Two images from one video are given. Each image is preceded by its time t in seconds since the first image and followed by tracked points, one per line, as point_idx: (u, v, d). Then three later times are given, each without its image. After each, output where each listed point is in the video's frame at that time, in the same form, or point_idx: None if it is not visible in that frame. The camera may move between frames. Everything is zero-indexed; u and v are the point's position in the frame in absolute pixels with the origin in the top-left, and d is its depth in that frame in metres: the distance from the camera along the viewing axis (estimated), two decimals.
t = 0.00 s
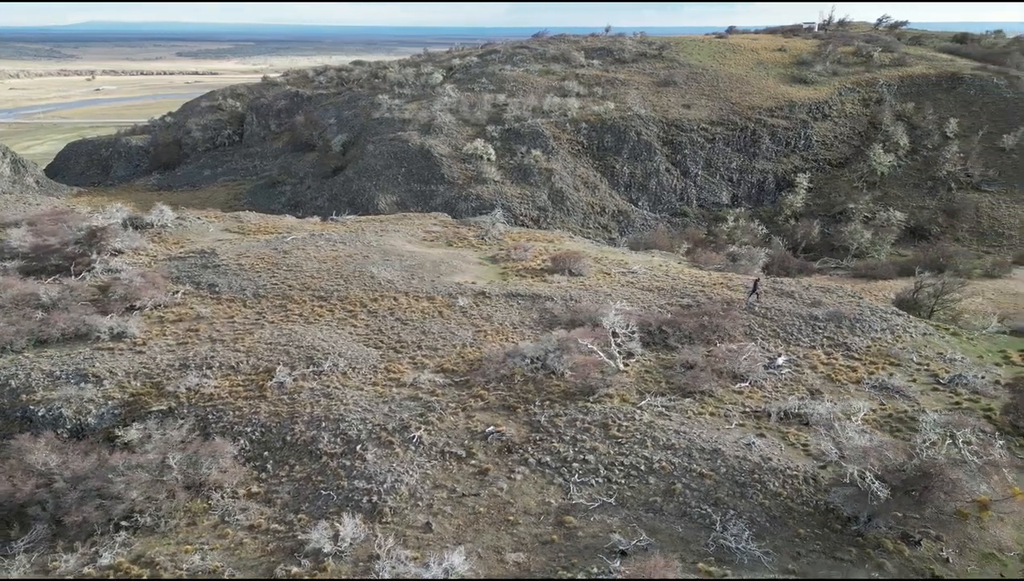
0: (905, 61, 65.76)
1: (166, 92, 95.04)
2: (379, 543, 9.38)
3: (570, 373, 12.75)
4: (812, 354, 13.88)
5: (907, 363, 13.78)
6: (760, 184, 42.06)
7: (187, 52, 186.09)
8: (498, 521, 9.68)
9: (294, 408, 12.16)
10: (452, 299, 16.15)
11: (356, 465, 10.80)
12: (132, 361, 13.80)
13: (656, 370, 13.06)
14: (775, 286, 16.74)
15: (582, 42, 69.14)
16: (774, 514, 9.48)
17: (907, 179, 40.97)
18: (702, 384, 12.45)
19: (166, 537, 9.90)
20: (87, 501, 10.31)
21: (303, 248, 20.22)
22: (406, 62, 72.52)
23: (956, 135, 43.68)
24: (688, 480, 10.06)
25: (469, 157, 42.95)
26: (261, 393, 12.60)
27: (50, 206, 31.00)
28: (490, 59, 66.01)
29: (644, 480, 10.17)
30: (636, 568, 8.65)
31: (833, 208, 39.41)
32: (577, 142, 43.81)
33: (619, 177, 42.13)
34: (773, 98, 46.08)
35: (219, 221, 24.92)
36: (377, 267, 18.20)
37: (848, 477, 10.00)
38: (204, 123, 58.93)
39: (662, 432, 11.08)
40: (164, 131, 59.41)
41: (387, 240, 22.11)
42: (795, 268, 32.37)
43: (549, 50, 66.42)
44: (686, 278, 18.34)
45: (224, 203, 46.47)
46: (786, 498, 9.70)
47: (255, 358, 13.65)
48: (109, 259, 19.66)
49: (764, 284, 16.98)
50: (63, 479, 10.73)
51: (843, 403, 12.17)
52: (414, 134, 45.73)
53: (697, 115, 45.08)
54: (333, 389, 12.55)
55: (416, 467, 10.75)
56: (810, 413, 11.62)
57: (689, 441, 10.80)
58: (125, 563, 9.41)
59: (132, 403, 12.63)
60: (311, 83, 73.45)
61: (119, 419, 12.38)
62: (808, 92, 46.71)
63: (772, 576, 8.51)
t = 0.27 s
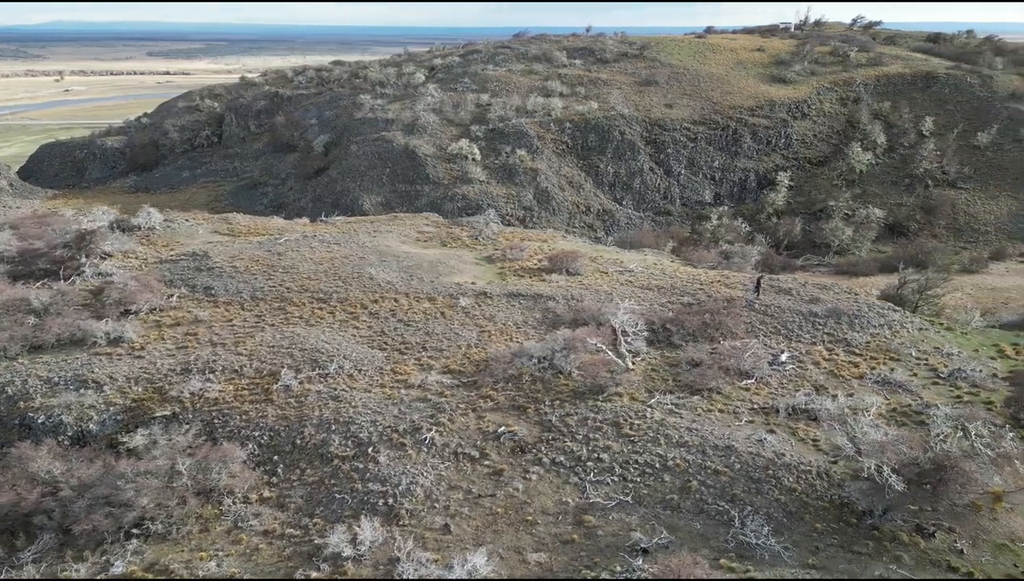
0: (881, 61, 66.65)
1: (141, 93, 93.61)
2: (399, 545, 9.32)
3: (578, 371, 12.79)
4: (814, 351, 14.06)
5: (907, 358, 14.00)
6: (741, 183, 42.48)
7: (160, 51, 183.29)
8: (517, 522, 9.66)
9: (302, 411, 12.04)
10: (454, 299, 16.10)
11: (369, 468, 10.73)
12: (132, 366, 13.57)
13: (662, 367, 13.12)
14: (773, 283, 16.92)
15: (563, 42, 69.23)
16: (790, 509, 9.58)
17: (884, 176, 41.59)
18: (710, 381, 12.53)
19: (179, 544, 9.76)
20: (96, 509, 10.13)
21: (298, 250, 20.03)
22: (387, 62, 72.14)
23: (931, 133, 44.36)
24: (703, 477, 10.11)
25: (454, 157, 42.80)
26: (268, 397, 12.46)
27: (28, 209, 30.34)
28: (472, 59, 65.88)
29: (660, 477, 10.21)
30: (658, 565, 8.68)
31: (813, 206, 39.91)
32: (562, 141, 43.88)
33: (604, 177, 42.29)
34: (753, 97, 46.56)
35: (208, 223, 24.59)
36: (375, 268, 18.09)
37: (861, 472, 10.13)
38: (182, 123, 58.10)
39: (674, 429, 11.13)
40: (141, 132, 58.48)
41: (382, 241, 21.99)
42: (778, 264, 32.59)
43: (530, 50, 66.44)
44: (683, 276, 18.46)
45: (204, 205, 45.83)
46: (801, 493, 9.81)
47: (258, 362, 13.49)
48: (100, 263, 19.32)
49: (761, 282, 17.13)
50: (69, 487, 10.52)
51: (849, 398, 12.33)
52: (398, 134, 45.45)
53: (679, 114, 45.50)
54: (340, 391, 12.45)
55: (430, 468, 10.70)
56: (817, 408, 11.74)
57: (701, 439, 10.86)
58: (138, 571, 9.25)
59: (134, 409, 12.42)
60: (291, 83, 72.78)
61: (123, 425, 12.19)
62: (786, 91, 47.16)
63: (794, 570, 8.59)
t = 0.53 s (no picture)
0: (854, 60, 67.65)
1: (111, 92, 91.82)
2: (423, 548, 9.28)
3: (587, 370, 12.83)
4: (815, 347, 14.25)
5: (905, 352, 14.27)
6: (721, 182, 42.90)
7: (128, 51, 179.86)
8: (539, 522, 9.66)
9: (312, 414, 11.92)
10: (456, 300, 16.06)
11: (385, 471, 10.66)
12: (132, 372, 13.31)
13: (670, 365, 13.21)
14: (770, 280, 17.12)
15: (542, 42, 69.31)
16: (808, 503, 9.71)
17: (860, 174, 42.27)
18: (718, 378, 12.64)
19: (196, 552, 9.60)
20: (108, 517, 9.93)
21: (292, 251, 19.81)
22: (364, 62, 71.65)
23: (904, 131, 45.14)
24: (720, 474, 10.20)
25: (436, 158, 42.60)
26: (276, 400, 12.31)
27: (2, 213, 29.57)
28: (451, 59, 65.70)
29: (678, 475, 10.28)
30: (684, 562, 8.73)
31: (791, 203, 40.50)
32: (544, 141, 43.90)
33: (586, 176, 42.44)
34: (731, 97, 47.00)
35: (196, 226, 24.20)
36: (373, 269, 17.98)
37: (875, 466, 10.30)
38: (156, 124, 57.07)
39: (688, 427, 11.21)
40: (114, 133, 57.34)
41: (375, 242, 21.85)
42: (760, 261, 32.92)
43: (509, 49, 66.43)
44: (679, 274, 18.59)
45: (181, 207, 45.05)
46: (817, 488, 9.94)
47: (262, 365, 13.32)
48: (88, 267, 18.92)
49: (758, 279, 17.33)
50: (78, 497, 10.29)
51: (853, 393, 12.54)
52: (379, 134, 45.06)
53: (659, 114, 45.74)
54: (350, 394, 12.34)
55: (447, 470, 10.66)
56: (825, 404, 11.92)
57: (715, 435, 10.96)
58: None
59: (138, 416, 12.19)
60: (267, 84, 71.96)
61: (128, 432, 11.97)
62: (762, 91, 47.63)
63: (817, 563, 8.72)
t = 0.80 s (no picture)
0: (827, 60, 68.65)
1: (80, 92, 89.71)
2: (446, 549, 9.23)
3: (595, 368, 12.88)
4: (817, 342, 14.45)
5: (903, 347, 14.55)
6: (700, 180, 43.27)
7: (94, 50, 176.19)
8: (561, 521, 9.66)
9: (323, 417, 11.81)
10: (457, 300, 16.03)
11: (402, 473, 10.60)
12: (133, 378, 13.06)
13: (677, 362, 13.30)
14: (765, 276, 17.33)
15: (520, 42, 69.34)
16: (825, 497, 9.84)
17: (835, 172, 42.95)
18: (726, 374, 12.77)
19: (213, 558, 9.44)
20: (121, 525, 9.72)
21: (285, 253, 19.57)
22: (341, 62, 71.06)
23: (877, 129, 45.89)
24: (737, 469, 10.30)
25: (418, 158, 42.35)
26: (284, 404, 12.17)
27: None
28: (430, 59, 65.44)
29: (694, 471, 10.36)
30: (709, 557, 8.80)
31: (770, 201, 40.96)
32: (525, 140, 43.89)
33: (568, 176, 42.54)
34: (709, 96, 47.45)
35: (182, 228, 23.80)
36: (371, 270, 17.86)
37: (889, 458, 10.46)
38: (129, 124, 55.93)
39: (702, 423, 11.30)
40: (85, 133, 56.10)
41: (369, 242, 21.72)
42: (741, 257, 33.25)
43: (488, 49, 66.35)
44: (675, 272, 18.73)
45: (157, 210, 44.19)
46: (833, 481, 10.08)
47: (267, 369, 13.15)
48: (77, 272, 18.51)
49: (755, 276, 17.52)
50: (88, 506, 10.07)
51: (858, 387, 12.74)
52: (359, 134, 44.63)
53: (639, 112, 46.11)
54: (360, 396, 12.25)
55: (464, 471, 10.62)
56: (833, 398, 12.10)
57: (729, 431, 11.06)
58: None
59: (144, 422, 11.96)
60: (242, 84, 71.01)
61: (133, 439, 11.73)
62: (738, 91, 48.03)
63: (839, 555, 8.84)
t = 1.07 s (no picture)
0: (801, 60, 69.58)
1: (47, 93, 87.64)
2: (470, 550, 9.21)
3: (604, 367, 12.94)
4: (818, 337, 14.66)
5: (901, 342, 14.83)
6: (680, 179, 43.49)
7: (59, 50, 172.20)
8: (583, 520, 9.68)
9: (334, 420, 11.70)
10: (459, 300, 15.99)
11: (420, 475, 10.54)
12: (136, 384, 12.80)
13: (683, 359, 13.40)
14: (760, 274, 17.53)
15: (499, 42, 69.30)
16: (841, 490, 9.99)
17: (810, 170, 43.41)
18: (733, 370, 12.90)
19: (232, 565, 9.29)
20: (137, 534, 9.52)
21: (280, 255, 19.34)
22: (318, 62, 70.41)
23: (850, 128, 46.36)
24: (753, 464, 10.41)
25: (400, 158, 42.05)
26: (294, 407, 12.04)
27: None
28: (409, 59, 65.11)
29: (711, 467, 10.44)
30: (734, 552, 8.87)
31: (748, 199, 41.28)
32: (507, 140, 43.83)
33: (549, 175, 42.58)
34: (687, 96, 47.82)
35: (169, 231, 23.42)
36: (369, 271, 17.75)
37: (901, 451, 10.65)
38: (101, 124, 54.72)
39: (714, 420, 11.40)
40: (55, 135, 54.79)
41: (362, 243, 21.59)
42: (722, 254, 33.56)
43: (467, 49, 66.22)
44: (672, 271, 18.88)
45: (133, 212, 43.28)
46: (848, 474, 10.24)
47: (273, 373, 13.00)
48: (66, 277, 18.11)
49: (751, 273, 17.73)
50: (100, 515, 9.85)
51: (861, 381, 12.96)
52: (340, 134, 44.21)
53: (619, 112, 46.32)
54: (370, 399, 12.15)
55: (482, 472, 10.60)
56: (840, 393, 12.28)
57: (742, 427, 11.17)
58: None
59: (150, 429, 11.74)
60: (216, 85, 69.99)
61: (140, 446, 11.53)
62: (715, 91, 48.42)
63: (861, 547, 8.98)
